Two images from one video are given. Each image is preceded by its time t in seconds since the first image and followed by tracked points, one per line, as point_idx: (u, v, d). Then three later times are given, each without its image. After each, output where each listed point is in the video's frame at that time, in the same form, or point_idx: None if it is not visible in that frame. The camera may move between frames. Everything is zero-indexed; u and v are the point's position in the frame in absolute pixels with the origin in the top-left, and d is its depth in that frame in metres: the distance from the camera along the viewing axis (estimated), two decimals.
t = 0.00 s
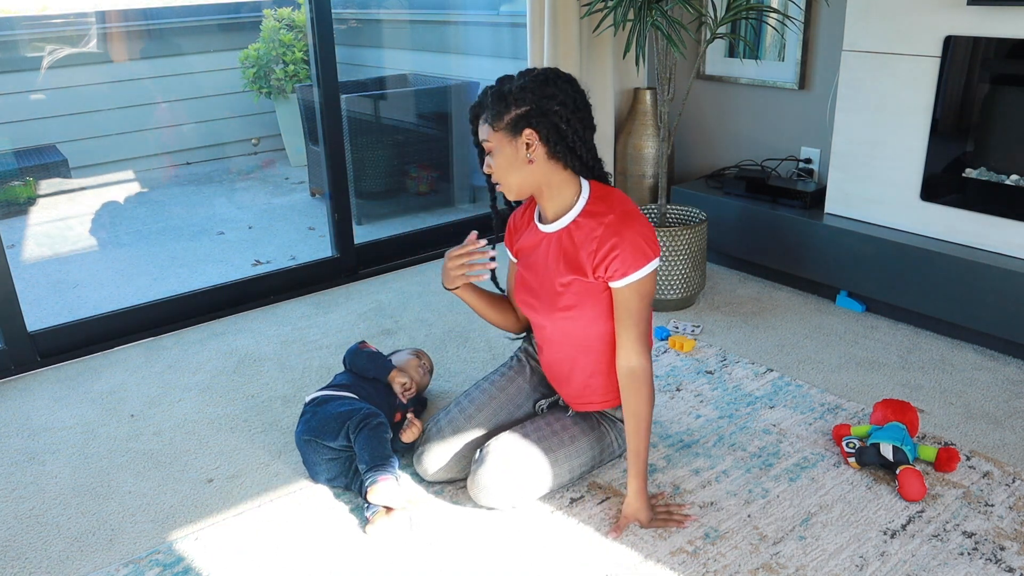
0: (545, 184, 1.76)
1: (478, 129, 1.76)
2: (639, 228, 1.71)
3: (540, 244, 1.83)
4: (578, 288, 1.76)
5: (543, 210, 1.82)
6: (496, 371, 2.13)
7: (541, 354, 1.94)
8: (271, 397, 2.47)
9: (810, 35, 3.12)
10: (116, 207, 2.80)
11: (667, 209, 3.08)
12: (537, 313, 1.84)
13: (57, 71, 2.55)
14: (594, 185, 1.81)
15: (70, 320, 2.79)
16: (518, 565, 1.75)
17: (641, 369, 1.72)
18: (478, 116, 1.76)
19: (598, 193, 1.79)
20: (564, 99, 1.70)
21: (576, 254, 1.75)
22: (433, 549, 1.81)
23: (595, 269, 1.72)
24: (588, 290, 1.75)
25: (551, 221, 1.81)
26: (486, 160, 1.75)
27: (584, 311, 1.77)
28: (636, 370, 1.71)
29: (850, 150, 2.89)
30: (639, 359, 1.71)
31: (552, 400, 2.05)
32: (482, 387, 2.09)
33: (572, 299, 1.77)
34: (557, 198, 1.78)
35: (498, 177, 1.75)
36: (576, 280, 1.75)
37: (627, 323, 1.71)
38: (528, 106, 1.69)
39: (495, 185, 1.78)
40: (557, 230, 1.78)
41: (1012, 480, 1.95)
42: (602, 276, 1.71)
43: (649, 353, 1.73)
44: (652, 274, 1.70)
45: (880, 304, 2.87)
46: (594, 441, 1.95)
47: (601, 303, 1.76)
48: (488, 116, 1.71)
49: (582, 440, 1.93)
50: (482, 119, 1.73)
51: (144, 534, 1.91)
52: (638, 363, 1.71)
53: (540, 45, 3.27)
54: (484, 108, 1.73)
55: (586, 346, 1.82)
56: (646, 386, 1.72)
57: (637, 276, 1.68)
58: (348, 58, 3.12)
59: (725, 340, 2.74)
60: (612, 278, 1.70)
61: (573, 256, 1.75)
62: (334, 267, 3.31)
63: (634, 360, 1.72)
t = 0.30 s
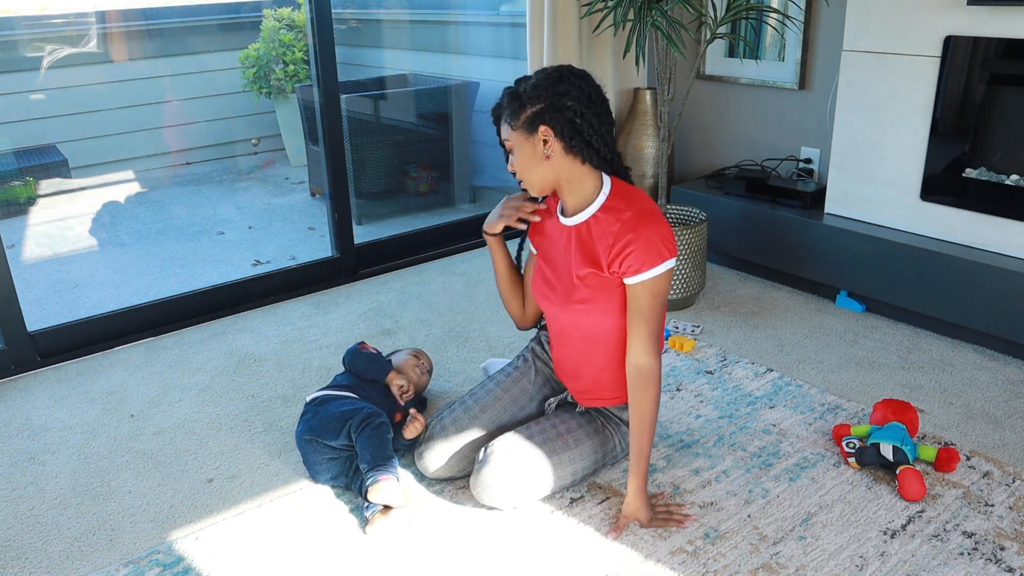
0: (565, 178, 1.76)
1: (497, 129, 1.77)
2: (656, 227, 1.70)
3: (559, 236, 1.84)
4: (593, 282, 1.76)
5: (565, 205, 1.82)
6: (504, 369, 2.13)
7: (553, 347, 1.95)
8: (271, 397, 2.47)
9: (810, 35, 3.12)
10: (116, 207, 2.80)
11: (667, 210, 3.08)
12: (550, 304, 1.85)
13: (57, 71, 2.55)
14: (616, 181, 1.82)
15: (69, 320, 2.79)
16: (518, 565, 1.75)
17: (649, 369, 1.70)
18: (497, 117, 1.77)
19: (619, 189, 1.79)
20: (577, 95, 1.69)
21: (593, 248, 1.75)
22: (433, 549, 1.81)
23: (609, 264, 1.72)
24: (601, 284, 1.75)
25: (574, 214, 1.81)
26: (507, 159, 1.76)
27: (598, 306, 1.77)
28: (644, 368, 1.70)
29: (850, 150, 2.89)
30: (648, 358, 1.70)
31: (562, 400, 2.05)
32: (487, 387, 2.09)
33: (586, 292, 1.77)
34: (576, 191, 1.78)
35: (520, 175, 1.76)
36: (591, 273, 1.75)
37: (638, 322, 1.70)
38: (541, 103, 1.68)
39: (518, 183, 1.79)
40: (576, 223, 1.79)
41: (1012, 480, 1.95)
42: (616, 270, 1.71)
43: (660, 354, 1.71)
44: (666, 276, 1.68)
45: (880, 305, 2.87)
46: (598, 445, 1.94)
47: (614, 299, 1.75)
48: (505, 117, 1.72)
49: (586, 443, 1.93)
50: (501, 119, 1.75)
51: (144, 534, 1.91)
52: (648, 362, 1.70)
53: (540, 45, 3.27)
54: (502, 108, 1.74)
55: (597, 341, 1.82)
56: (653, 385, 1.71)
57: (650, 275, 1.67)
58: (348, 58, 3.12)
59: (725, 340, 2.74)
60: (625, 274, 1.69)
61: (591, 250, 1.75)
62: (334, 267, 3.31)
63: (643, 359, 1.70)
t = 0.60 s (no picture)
0: (587, 172, 1.76)
1: (535, 103, 1.74)
2: (671, 228, 1.70)
3: (570, 232, 1.84)
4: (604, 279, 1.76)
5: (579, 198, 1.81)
6: (507, 368, 2.12)
7: (558, 340, 1.95)
8: (271, 397, 2.47)
9: (810, 35, 3.12)
10: (116, 207, 2.80)
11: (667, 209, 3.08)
12: (559, 299, 1.85)
13: (57, 72, 2.55)
14: (631, 181, 1.81)
15: (69, 320, 2.78)
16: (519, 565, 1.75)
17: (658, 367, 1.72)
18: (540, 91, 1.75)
19: (634, 189, 1.79)
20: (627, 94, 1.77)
21: (606, 246, 1.75)
22: (433, 549, 1.81)
23: (622, 263, 1.72)
24: (614, 282, 1.75)
25: (588, 209, 1.80)
26: (544, 134, 1.72)
27: (609, 302, 1.77)
28: (652, 366, 1.71)
29: (850, 150, 2.89)
30: (658, 356, 1.71)
31: (568, 398, 2.04)
32: (490, 386, 2.09)
33: (598, 289, 1.77)
34: (595, 188, 1.78)
35: (553, 152, 1.72)
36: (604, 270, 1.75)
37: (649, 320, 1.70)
38: (598, 90, 1.72)
39: (543, 162, 1.75)
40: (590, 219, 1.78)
41: (1012, 480, 1.95)
42: (629, 270, 1.71)
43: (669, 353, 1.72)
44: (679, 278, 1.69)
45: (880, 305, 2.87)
46: (601, 446, 1.94)
47: (626, 297, 1.76)
48: (552, 91, 1.72)
49: (589, 444, 1.93)
50: (547, 94, 1.73)
51: (144, 534, 1.91)
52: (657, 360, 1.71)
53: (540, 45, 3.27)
54: (551, 84, 1.73)
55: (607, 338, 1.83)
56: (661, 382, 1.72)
57: (664, 275, 1.67)
58: (348, 58, 3.12)
59: (725, 340, 2.74)
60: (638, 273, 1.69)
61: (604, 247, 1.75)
62: (334, 266, 3.31)
63: (654, 357, 1.71)
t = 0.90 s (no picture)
0: (595, 196, 1.73)
1: (588, 105, 1.69)
2: (672, 265, 1.70)
3: (565, 256, 1.81)
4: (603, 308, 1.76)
5: (577, 214, 1.77)
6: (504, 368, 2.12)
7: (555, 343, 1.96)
8: (271, 397, 2.47)
9: (810, 35, 3.12)
10: (116, 207, 2.80)
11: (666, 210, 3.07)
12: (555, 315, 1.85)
13: (57, 72, 2.55)
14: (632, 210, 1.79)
15: (69, 320, 2.78)
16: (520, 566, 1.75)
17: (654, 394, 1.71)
18: (595, 95, 1.70)
19: (633, 214, 1.77)
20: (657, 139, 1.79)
21: (606, 276, 1.75)
22: (433, 549, 1.81)
23: (623, 297, 1.72)
24: (614, 315, 1.76)
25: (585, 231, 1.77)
26: (584, 137, 1.67)
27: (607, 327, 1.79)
28: (649, 386, 1.71)
29: (850, 150, 2.89)
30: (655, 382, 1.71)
31: (566, 397, 2.05)
32: (488, 387, 2.09)
33: (597, 319, 1.79)
34: (598, 215, 1.75)
35: (584, 160, 1.67)
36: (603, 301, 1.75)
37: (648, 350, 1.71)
38: (643, 122, 1.73)
39: (567, 163, 1.67)
40: (590, 245, 1.76)
41: (1012, 480, 1.95)
42: (630, 306, 1.72)
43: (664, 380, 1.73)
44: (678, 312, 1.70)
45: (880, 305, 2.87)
46: (601, 449, 1.94)
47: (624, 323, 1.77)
48: (607, 100, 1.69)
49: (589, 446, 1.93)
50: (602, 100, 1.69)
51: (144, 534, 1.91)
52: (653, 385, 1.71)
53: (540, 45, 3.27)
54: (608, 94, 1.70)
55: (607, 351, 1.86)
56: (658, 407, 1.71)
57: (664, 311, 1.69)
58: (348, 58, 3.12)
59: (725, 340, 2.74)
60: (639, 307, 1.70)
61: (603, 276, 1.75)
62: (334, 266, 3.31)
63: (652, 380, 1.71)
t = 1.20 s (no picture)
0: (637, 271, 1.66)
1: (674, 187, 1.56)
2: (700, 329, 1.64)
3: (595, 313, 1.77)
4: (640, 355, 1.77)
5: (618, 276, 1.69)
6: (503, 368, 2.12)
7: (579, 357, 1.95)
8: (270, 397, 2.47)
9: (810, 35, 3.12)
10: (116, 207, 2.80)
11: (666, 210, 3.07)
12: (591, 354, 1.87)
13: (57, 72, 2.54)
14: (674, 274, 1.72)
15: (70, 320, 2.78)
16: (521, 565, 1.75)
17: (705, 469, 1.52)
18: (684, 177, 1.57)
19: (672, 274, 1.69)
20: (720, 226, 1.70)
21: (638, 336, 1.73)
22: (434, 549, 1.81)
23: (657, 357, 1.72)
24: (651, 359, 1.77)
25: (621, 292, 1.71)
26: (658, 220, 1.56)
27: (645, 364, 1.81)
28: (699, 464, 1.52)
29: (850, 150, 2.89)
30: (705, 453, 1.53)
31: (568, 396, 2.03)
32: (486, 387, 2.09)
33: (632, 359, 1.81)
34: (639, 285, 1.68)
35: (650, 242, 1.57)
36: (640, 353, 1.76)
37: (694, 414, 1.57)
38: (715, 217, 1.62)
39: (632, 239, 1.57)
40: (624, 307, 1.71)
41: (1012, 480, 1.95)
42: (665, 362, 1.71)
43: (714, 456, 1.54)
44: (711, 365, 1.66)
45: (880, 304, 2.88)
46: (601, 449, 1.94)
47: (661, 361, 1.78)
48: (693, 185, 1.57)
49: (590, 447, 1.93)
50: (688, 186, 1.56)
51: (144, 534, 1.91)
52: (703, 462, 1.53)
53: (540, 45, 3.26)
54: (696, 182, 1.57)
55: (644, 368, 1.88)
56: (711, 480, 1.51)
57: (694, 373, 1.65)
58: (348, 58, 3.11)
59: (725, 340, 2.74)
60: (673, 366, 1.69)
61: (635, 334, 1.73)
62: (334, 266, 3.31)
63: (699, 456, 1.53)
